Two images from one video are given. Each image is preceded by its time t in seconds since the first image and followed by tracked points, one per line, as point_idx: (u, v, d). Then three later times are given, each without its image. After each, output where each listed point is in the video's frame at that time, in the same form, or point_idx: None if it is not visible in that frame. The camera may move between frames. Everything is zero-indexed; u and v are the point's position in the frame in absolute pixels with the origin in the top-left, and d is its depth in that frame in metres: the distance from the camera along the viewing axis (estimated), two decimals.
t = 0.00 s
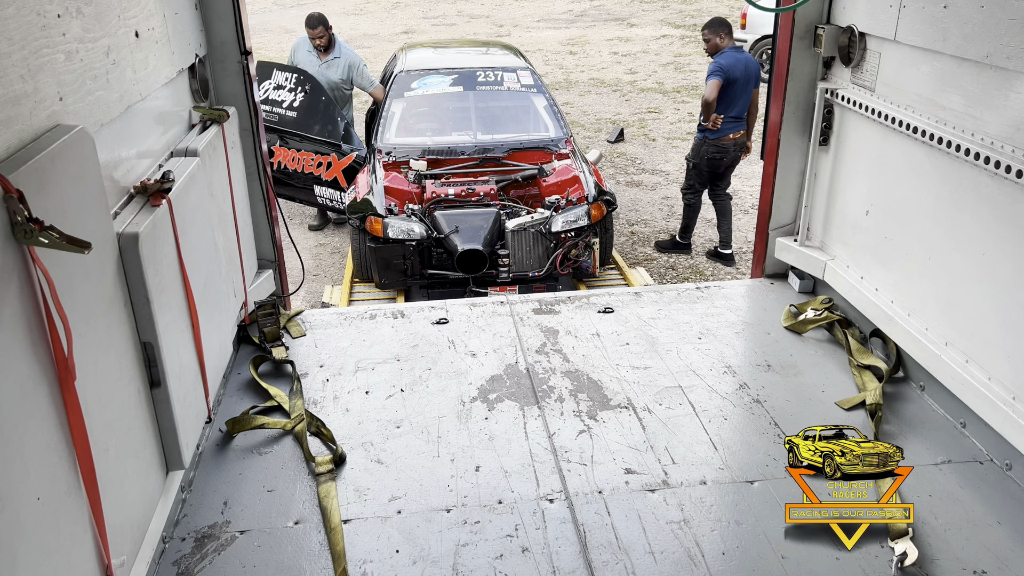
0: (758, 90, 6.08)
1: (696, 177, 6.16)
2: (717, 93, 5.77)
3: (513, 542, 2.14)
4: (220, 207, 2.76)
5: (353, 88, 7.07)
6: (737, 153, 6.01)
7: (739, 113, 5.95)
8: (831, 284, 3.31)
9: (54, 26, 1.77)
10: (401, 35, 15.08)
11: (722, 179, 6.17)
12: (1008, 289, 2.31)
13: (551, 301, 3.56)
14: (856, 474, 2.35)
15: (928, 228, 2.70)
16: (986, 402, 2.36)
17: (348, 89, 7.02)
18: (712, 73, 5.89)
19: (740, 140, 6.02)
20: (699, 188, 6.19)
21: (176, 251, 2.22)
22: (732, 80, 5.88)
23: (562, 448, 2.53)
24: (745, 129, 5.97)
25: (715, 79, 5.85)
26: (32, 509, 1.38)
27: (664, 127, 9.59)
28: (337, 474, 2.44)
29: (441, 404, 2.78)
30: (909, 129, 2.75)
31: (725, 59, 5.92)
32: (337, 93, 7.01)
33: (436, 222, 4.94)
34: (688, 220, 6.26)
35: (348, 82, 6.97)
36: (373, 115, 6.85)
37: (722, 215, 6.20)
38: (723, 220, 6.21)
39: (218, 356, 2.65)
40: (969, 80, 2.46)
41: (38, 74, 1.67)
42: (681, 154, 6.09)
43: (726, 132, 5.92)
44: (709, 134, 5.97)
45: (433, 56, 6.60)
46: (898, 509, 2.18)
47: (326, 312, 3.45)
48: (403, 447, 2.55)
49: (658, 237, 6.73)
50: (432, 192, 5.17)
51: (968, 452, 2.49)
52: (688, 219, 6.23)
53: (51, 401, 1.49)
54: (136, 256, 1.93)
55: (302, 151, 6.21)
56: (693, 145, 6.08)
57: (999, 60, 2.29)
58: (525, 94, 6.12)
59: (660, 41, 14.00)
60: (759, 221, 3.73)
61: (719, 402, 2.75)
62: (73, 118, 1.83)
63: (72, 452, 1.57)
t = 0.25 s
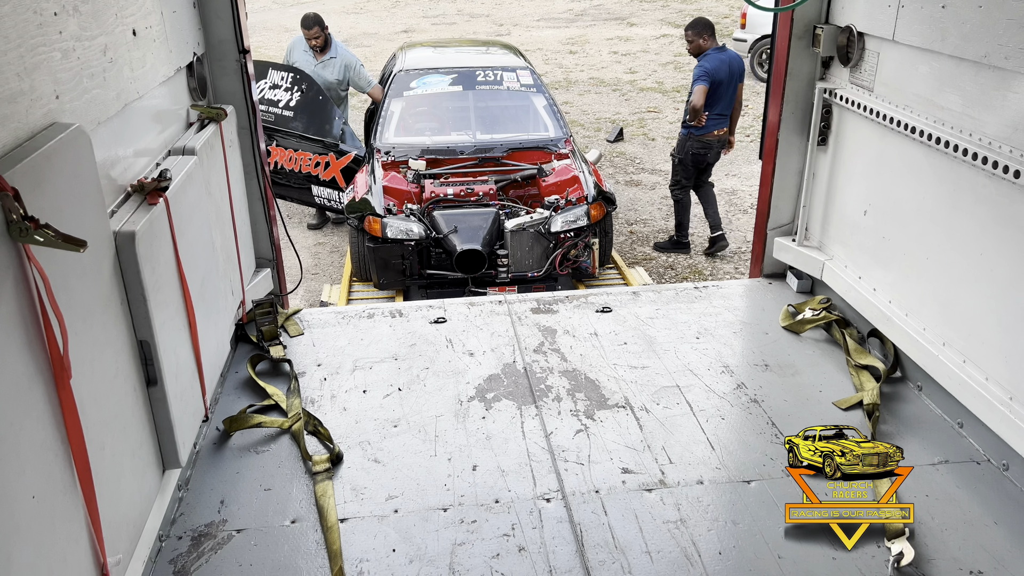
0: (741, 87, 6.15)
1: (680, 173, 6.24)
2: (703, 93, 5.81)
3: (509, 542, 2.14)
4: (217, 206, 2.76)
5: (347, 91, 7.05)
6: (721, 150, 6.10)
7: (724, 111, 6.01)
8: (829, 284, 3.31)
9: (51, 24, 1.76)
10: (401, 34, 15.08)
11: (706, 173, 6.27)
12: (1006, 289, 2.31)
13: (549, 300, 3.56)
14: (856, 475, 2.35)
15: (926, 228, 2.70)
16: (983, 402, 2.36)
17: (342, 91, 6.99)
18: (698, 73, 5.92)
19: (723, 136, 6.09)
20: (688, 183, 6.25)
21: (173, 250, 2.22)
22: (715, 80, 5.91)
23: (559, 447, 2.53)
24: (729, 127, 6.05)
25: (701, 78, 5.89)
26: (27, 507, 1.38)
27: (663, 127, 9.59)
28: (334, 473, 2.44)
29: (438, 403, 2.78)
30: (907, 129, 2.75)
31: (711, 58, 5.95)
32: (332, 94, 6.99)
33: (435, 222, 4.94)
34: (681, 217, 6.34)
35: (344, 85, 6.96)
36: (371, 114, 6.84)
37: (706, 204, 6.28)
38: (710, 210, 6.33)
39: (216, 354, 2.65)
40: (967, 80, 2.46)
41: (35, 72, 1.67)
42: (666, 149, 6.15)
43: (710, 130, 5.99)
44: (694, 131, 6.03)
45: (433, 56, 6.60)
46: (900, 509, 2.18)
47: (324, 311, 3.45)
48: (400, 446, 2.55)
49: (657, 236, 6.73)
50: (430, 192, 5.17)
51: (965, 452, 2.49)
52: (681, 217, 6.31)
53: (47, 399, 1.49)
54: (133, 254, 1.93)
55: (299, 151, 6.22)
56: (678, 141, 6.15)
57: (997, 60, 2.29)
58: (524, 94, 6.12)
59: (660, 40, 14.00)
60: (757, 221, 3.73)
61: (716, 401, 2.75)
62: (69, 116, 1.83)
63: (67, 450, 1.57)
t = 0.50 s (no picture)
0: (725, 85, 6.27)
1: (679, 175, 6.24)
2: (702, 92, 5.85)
3: (506, 545, 2.14)
4: (215, 208, 2.76)
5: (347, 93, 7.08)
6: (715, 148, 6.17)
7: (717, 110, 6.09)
8: (827, 288, 3.31)
9: (48, 25, 1.76)
10: (400, 36, 15.08)
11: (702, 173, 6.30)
12: (1003, 293, 2.31)
13: (547, 303, 3.56)
14: (856, 475, 2.36)
15: (923, 232, 2.70)
16: (980, 406, 2.36)
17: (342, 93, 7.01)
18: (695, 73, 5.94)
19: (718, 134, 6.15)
20: (686, 186, 6.27)
21: (171, 252, 2.22)
22: (710, 78, 5.98)
23: (557, 450, 2.53)
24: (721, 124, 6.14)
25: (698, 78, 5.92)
26: (22, 509, 1.38)
27: (662, 130, 9.60)
28: (331, 475, 2.43)
29: (436, 405, 2.78)
30: (905, 132, 2.75)
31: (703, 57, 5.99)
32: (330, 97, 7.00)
33: (433, 225, 4.91)
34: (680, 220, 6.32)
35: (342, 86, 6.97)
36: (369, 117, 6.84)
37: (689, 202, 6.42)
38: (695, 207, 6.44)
39: (213, 356, 2.65)
40: (964, 84, 2.46)
41: (32, 73, 1.67)
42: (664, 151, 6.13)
43: (707, 128, 6.02)
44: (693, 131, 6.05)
45: (432, 59, 6.60)
46: (900, 508, 2.20)
47: (322, 313, 3.45)
48: (397, 448, 2.55)
49: (656, 239, 6.73)
50: (428, 196, 5.16)
51: (962, 456, 2.49)
52: (680, 220, 6.30)
53: (42, 400, 1.48)
54: (129, 256, 1.92)
55: (297, 154, 6.22)
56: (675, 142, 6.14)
57: (995, 64, 2.29)
58: (523, 97, 6.12)
59: (659, 43, 14.02)
60: (755, 224, 3.73)
61: (713, 405, 2.75)
62: (66, 117, 1.83)
63: (62, 451, 1.56)
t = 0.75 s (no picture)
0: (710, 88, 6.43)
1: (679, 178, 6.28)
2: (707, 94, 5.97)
3: (503, 550, 2.14)
4: (213, 212, 2.76)
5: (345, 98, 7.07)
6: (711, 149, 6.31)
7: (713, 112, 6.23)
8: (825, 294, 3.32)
9: (47, 29, 1.76)
10: (399, 41, 15.11)
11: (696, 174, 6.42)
12: (1000, 299, 2.31)
13: (545, 308, 3.56)
14: (856, 475, 2.39)
15: (921, 238, 2.71)
16: (978, 412, 2.36)
17: (339, 100, 6.99)
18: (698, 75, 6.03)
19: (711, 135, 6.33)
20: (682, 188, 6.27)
21: (169, 255, 2.22)
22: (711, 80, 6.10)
23: (554, 455, 2.52)
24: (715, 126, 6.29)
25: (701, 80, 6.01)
26: (18, 513, 1.37)
27: (660, 135, 9.62)
28: (328, 480, 2.43)
29: (433, 410, 2.78)
30: (903, 138, 2.76)
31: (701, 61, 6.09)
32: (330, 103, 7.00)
33: (432, 232, 4.92)
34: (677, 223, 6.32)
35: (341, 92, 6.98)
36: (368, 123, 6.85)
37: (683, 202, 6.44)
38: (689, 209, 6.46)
39: (210, 360, 2.64)
40: (962, 91, 2.47)
41: (31, 77, 1.67)
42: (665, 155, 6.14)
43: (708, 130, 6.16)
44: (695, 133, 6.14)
45: (431, 64, 6.61)
46: (898, 509, 2.22)
47: (320, 318, 3.45)
48: (394, 453, 2.54)
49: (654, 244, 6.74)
50: (427, 202, 5.17)
51: (960, 462, 2.49)
52: (677, 224, 6.29)
53: (39, 404, 1.48)
54: (127, 260, 1.92)
55: (295, 159, 6.21)
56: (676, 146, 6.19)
57: (992, 71, 2.30)
58: (522, 103, 6.13)
59: (658, 49, 14.06)
60: (752, 230, 3.73)
61: (711, 410, 2.75)
62: (65, 121, 1.83)
63: (59, 455, 1.56)
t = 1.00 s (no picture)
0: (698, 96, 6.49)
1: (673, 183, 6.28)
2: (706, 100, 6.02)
3: (500, 559, 2.13)
4: (211, 219, 2.76)
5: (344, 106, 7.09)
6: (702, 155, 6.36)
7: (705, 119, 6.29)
8: (822, 303, 3.32)
9: (46, 37, 1.77)
10: (398, 49, 15.14)
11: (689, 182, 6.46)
12: (997, 309, 2.32)
13: (542, 316, 3.56)
14: (856, 475, 2.43)
15: (917, 247, 2.71)
16: (975, 422, 2.36)
17: (339, 107, 7.03)
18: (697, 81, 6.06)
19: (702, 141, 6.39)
20: (675, 193, 6.29)
21: (166, 263, 2.22)
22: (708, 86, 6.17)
23: (551, 463, 2.52)
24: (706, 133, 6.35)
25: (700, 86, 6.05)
26: (13, 521, 1.37)
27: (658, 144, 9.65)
28: (324, 488, 2.42)
29: (430, 418, 2.77)
30: (899, 148, 2.77)
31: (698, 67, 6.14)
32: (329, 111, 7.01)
33: (429, 240, 4.93)
34: (671, 228, 6.35)
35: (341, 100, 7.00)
36: (367, 131, 6.86)
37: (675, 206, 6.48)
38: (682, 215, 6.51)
39: (207, 368, 2.64)
40: (958, 101, 2.48)
41: (29, 84, 1.67)
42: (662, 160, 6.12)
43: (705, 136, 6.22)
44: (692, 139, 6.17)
45: (429, 73, 6.64)
46: (896, 509, 2.26)
47: (317, 325, 3.44)
48: (391, 461, 2.54)
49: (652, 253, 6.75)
50: (424, 210, 5.16)
51: (957, 472, 2.49)
52: (671, 229, 6.33)
53: (35, 412, 1.48)
54: (125, 267, 1.92)
55: (293, 167, 6.21)
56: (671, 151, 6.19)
57: (988, 81, 2.31)
58: (521, 112, 6.15)
59: (655, 58, 14.12)
60: (749, 238, 3.74)
61: (709, 419, 2.75)
62: (63, 129, 1.83)
63: (54, 464, 1.55)
